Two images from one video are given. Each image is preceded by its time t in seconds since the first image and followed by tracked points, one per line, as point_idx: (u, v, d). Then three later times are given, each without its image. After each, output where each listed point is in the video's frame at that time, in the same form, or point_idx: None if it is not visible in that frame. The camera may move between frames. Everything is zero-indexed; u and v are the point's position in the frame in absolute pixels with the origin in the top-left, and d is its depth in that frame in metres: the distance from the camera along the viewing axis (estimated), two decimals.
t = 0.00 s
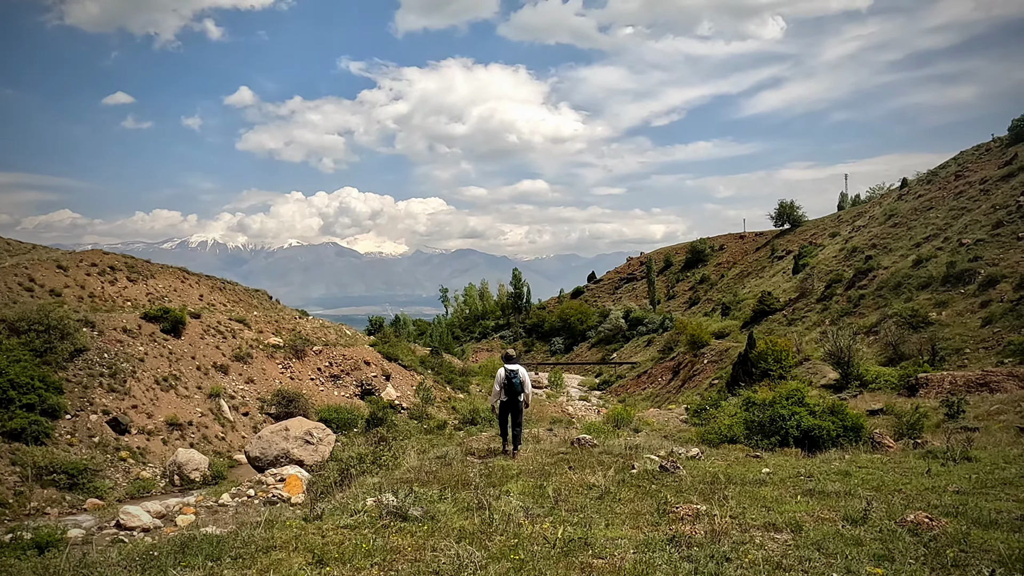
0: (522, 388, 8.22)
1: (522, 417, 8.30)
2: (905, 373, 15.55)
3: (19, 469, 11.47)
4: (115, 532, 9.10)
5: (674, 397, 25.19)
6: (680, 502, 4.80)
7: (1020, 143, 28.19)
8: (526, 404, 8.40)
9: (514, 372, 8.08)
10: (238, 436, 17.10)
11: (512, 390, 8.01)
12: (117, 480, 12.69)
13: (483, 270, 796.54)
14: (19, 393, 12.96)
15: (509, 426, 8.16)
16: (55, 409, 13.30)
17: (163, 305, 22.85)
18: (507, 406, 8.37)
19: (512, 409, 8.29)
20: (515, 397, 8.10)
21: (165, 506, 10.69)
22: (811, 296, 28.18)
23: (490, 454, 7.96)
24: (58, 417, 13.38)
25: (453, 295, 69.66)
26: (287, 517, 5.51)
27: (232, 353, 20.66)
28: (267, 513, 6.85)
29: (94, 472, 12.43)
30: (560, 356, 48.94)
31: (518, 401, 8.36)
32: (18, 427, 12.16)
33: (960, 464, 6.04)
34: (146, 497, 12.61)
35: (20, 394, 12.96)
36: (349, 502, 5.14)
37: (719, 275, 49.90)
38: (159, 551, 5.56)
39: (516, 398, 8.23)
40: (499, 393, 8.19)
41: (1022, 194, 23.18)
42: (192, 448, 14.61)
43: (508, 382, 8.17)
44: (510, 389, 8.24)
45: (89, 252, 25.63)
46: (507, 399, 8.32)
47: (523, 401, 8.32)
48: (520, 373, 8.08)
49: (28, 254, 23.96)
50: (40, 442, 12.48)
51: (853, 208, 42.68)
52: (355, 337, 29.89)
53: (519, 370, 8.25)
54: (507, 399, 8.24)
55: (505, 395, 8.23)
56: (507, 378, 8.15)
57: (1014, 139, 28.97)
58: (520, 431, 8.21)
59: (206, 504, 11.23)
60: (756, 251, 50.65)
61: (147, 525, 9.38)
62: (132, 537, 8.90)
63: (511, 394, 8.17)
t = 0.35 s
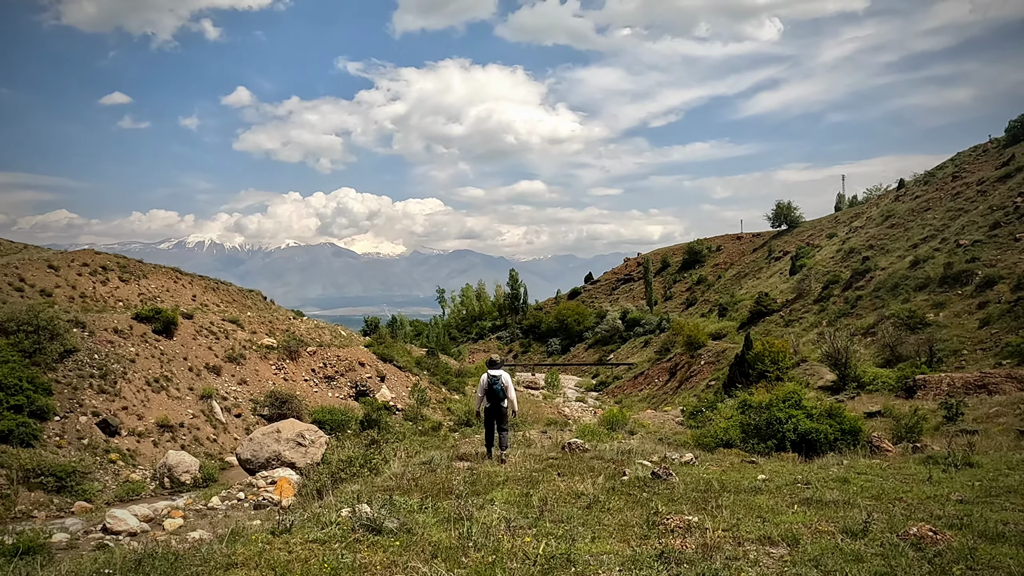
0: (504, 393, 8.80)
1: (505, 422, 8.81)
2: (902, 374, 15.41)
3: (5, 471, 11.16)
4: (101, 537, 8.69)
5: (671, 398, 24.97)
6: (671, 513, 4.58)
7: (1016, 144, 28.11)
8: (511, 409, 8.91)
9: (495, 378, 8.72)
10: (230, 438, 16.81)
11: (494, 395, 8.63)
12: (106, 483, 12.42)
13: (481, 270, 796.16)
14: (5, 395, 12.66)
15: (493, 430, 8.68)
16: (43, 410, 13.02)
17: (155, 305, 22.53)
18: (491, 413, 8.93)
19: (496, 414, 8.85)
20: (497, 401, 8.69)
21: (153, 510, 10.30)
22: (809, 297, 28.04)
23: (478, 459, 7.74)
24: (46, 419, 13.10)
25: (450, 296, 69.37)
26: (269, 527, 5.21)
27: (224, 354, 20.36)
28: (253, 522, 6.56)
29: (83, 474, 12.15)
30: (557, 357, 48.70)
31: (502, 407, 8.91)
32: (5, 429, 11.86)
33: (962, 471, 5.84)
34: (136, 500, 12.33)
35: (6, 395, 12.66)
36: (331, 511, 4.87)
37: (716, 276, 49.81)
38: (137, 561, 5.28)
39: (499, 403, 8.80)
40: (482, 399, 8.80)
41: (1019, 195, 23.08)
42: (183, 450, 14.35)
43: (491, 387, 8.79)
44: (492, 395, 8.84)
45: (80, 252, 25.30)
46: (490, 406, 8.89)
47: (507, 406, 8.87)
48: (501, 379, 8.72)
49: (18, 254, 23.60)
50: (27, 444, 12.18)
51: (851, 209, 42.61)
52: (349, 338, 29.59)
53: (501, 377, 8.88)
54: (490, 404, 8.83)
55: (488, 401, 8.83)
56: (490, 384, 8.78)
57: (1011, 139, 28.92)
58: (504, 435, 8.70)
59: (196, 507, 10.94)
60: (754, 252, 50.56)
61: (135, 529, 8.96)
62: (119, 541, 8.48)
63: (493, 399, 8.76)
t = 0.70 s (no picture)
0: (493, 388, 8.92)
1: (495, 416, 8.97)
2: (900, 374, 15.30)
3: None
4: (88, 538, 8.45)
5: (668, 398, 24.81)
6: (664, 516, 4.39)
7: (1013, 144, 28.07)
8: (500, 404, 9.07)
9: (483, 373, 8.81)
10: (222, 438, 16.56)
11: (481, 391, 8.74)
12: (96, 483, 12.19)
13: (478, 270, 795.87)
14: None
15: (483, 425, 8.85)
16: (32, 410, 12.77)
17: (147, 304, 22.23)
18: (480, 407, 9.08)
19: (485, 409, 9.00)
20: (485, 397, 8.81)
21: (142, 511, 10.04)
22: (806, 296, 27.93)
23: (467, 459, 7.52)
24: (35, 419, 12.85)
25: (447, 296, 69.10)
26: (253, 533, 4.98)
27: (218, 353, 20.09)
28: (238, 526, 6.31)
29: (72, 475, 11.91)
30: (554, 357, 48.50)
31: (491, 402, 9.06)
32: None
33: (964, 472, 5.65)
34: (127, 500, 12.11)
35: None
36: (313, 515, 4.65)
37: (713, 275, 49.71)
38: (119, 566, 5.06)
39: (487, 398, 8.95)
40: (471, 394, 8.92)
41: (1016, 194, 23.00)
42: (175, 450, 14.11)
43: (479, 383, 8.90)
44: (480, 390, 8.97)
45: (72, 250, 24.97)
46: (478, 401, 9.02)
47: (495, 401, 9.03)
48: (489, 373, 8.81)
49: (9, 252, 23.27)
50: (16, 444, 11.93)
51: (848, 208, 42.55)
52: (345, 338, 29.33)
53: (489, 372, 8.98)
54: (479, 399, 8.97)
55: (477, 396, 8.97)
56: (477, 380, 8.87)
57: (1008, 139, 28.87)
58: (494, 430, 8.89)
59: (186, 508, 10.70)
60: (751, 252, 50.50)
61: (123, 530, 8.73)
62: (105, 544, 8.22)
63: (481, 394, 8.90)
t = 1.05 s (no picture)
0: (485, 395, 8.78)
1: (487, 424, 8.81)
2: (899, 377, 15.14)
3: None
4: (75, 544, 8.20)
5: (666, 401, 24.61)
6: (655, 527, 4.19)
7: (1011, 147, 28.01)
8: (492, 411, 8.91)
9: (477, 379, 8.68)
10: (216, 442, 16.30)
11: (473, 396, 8.61)
12: (87, 488, 11.96)
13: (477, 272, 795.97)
14: None
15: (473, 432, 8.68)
16: (22, 413, 12.53)
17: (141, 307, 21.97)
18: (472, 414, 8.89)
19: (477, 416, 8.85)
20: (477, 403, 8.66)
21: (131, 516, 9.78)
22: (804, 299, 27.79)
23: (455, 465, 7.31)
24: (25, 422, 12.60)
25: (444, 298, 68.86)
26: (234, 545, 4.74)
27: (212, 355, 19.81)
28: (224, 535, 6.07)
29: (62, 479, 11.69)
30: (552, 360, 48.24)
31: (483, 410, 8.91)
32: None
33: (967, 478, 5.45)
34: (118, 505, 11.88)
35: None
36: (291, 526, 4.43)
37: (711, 278, 49.56)
38: None
39: (480, 405, 8.80)
40: (463, 400, 8.78)
41: (1015, 197, 22.91)
42: (167, 454, 13.86)
43: (472, 389, 8.77)
44: (473, 396, 8.83)
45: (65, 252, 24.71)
46: (471, 407, 8.86)
47: (487, 408, 8.85)
48: (483, 380, 8.68)
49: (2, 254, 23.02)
50: (5, 448, 11.68)
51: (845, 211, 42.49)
52: (341, 340, 29.06)
53: (483, 379, 8.85)
54: (471, 405, 8.83)
55: (469, 402, 8.82)
56: (470, 385, 8.75)
57: (1006, 142, 28.81)
58: (485, 437, 8.71)
59: (176, 513, 10.44)
60: (749, 254, 50.40)
61: (111, 536, 8.49)
62: (91, 550, 7.97)
63: (473, 400, 8.75)
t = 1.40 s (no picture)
0: (475, 398, 8.65)
1: (476, 428, 8.66)
2: (897, 378, 14.99)
3: None
4: (61, 548, 7.95)
5: (662, 402, 24.46)
6: (646, 538, 4.00)
7: (1009, 147, 27.93)
8: (483, 415, 8.78)
9: (467, 382, 8.59)
10: (209, 444, 16.05)
11: (461, 398, 8.52)
12: (77, 490, 11.74)
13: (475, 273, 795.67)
14: None
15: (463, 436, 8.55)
16: (12, 415, 12.28)
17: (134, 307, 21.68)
18: (462, 417, 8.78)
19: (468, 420, 8.73)
20: (467, 406, 8.55)
21: (120, 519, 9.44)
22: (802, 300, 27.67)
23: (444, 468, 7.10)
24: (14, 424, 12.35)
25: (441, 299, 68.59)
26: (216, 556, 4.51)
27: (206, 356, 19.53)
28: (210, 544, 5.82)
29: (51, 482, 11.45)
30: (549, 361, 48.06)
31: (474, 413, 8.80)
32: None
33: (971, 483, 5.26)
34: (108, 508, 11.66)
35: None
36: (268, 535, 4.20)
37: (709, 279, 49.39)
38: None
39: (469, 407, 8.67)
40: (453, 403, 8.69)
41: (1013, 197, 22.79)
42: (159, 456, 13.63)
43: (462, 392, 8.67)
44: (463, 399, 8.74)
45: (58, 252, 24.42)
46: (461, 410, 8.77)
47: (477, 412, 8.71)
48: (472, 383, 8.58)
49: None
50: None
51: (843, 212, 42.40)
52: (336, 341, 28.80)
53: (473, 381, 8.74)
54: (461, 409, 8.73)
55: (459, 405, 8.72)
56: (460, 387, 8.67)
57: (1004, 142, 28.71)
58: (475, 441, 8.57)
59: (166, 515, 10.12)
60: (747, 255, 50.29)
61: (99, 540, 8.24)
62: (77, 556, 7.70)
63: (462, 403, 8.65)
